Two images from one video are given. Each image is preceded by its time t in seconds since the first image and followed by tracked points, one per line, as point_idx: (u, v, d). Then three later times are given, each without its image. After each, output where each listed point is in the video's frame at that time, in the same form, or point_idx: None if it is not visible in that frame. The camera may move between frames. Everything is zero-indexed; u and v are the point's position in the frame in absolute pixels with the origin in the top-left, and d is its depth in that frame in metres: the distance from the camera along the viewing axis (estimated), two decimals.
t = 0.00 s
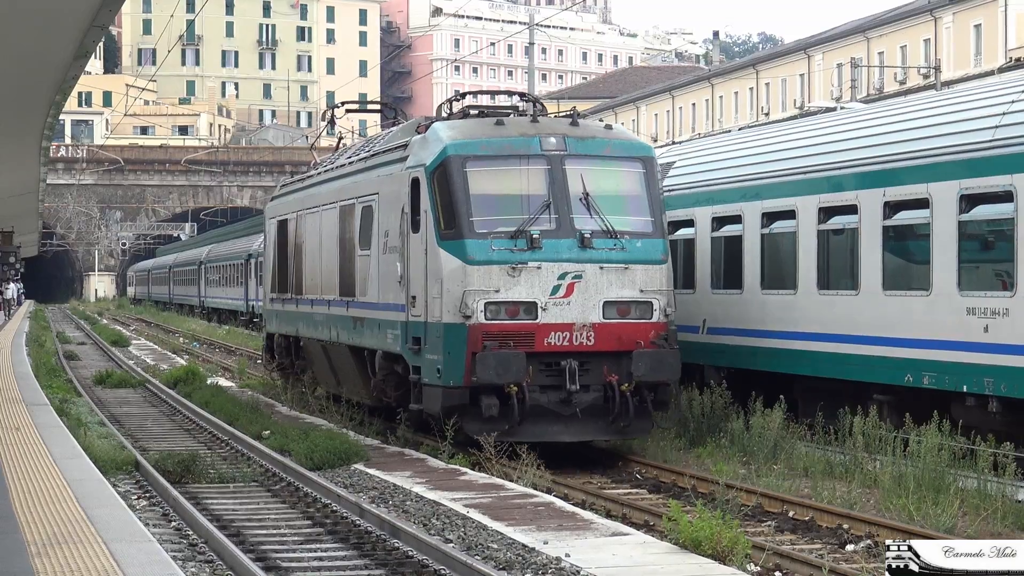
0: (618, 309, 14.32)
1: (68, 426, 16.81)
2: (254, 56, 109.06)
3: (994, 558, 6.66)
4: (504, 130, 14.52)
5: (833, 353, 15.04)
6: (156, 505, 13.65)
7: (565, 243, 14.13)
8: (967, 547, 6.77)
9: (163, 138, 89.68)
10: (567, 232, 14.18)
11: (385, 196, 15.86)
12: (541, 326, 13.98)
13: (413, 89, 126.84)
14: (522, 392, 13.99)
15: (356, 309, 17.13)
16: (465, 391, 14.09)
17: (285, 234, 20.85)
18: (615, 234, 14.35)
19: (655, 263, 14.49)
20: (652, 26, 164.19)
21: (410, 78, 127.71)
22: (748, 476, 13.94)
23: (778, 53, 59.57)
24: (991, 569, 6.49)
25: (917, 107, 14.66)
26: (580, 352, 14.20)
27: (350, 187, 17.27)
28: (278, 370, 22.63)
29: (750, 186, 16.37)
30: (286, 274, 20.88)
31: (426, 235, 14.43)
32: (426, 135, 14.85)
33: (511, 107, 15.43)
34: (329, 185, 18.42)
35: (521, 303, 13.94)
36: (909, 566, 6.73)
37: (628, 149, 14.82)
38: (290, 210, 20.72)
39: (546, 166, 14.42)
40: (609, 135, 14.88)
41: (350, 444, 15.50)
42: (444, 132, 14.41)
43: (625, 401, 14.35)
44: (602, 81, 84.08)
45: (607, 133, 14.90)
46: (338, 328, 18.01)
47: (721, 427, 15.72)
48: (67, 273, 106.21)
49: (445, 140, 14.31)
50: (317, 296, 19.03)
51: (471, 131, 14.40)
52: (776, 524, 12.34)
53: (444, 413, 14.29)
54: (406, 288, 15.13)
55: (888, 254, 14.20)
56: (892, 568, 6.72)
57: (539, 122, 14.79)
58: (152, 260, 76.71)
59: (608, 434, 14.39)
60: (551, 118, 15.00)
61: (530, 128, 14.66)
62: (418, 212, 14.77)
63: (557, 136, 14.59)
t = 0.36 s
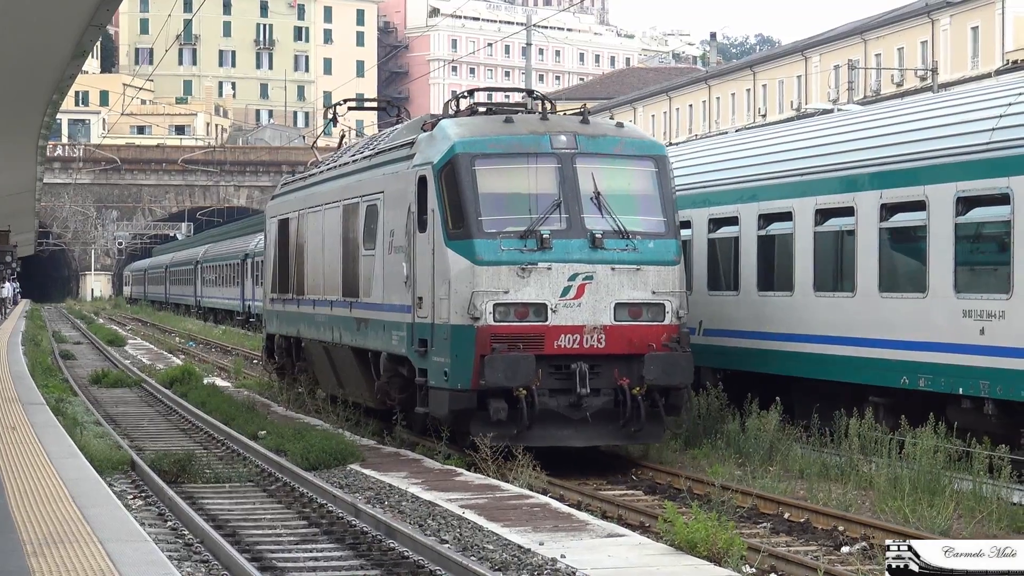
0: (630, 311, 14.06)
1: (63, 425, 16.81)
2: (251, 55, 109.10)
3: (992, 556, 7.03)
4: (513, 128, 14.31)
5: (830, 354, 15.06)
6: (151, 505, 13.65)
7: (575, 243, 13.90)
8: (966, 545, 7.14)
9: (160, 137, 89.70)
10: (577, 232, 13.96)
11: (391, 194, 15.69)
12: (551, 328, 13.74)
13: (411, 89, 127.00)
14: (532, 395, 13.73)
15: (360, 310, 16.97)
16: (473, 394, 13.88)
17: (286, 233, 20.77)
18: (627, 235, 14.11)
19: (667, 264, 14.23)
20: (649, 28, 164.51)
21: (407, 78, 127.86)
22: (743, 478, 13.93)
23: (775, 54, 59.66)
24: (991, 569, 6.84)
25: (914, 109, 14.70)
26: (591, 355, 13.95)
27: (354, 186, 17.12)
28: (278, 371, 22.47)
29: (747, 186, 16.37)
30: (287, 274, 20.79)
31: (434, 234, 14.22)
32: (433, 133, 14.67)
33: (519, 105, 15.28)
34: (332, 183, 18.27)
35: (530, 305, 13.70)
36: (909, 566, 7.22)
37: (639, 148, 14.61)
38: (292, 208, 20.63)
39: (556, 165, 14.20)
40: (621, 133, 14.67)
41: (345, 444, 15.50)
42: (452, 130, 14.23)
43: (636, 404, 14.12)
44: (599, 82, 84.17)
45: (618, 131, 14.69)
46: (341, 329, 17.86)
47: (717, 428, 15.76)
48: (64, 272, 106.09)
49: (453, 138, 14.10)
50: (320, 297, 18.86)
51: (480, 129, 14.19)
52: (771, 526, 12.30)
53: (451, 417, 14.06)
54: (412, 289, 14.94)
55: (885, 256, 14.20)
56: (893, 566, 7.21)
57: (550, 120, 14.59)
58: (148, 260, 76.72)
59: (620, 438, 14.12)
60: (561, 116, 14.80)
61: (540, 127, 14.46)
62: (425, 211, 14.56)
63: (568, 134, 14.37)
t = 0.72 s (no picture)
0: (638, 313, 13.98)
1: (56, 426, 16.82)
2: (244, 57, 108.94)
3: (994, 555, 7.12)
4: (519, 126, 14.20)
5: (821, 357, 15.09)
6: (143, 506, 13.66)
7: (582, 245, 13.80)
8: (966, 546, 7.19)
9: (152, 138, 89.58)
10: (584, 233, 13.86)
11: (392, 194, 15.60)
12: (557, 331, 13.63)
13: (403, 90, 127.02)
14: (537, 400, 13.60)
15: (359, 312, 16.90)
16: (478, 398, 13.76)
17: (283, 234, 20.75)
18: (635, 236, 14.02)
19: (675, 266, 14.15)
20: (642, 31, 164.59)
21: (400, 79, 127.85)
22: (735, 480, 13.97)
23: (768, 56, 59.70)
24: (991, 569, 6.92)
25: (904, 111, 14.76)
26: (598, 358, 13.85)
27: (354, 185, 17.07)
28: (276, 376, 22.39)
29: (738, 190, 16.39)
30: (283, 275, 20.77)
31: (436, 235, 14.12)
32: (436, 132, 14.55)
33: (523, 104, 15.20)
34: (332, 183, 18.21)
35: (536, 308, 13.59)
36: (909, 566, 7.28)
37: (647, 147, 14.52)
38: (289, 209, 20.59)
39: (563, 164, 14.10)
40: (628, 132, 14.57)
41: (337, 445, 15.54)
42: (456, 128, 14.09)
43: (643, 408, 14.04)
44: (592, 84, 84.19)
45: (626, 130, 14.60)
46: (340, 331, 17.80)
47: (708, 429, 15.78)
48: (57, 273, 105.79)
49: (458, 136, 13.97)
50: (319, 298, 18.79)
51: (485, 127, 14.06)
52: (762, 528, 12.34)
53: (455, 422, 13.93)
54: (414, 290, 14.82)
55: (877, 259, 14.22)
56: (893, 566, 7.27)
57: (556, 118, 14.49)
58: (140, 261, 76.54)
59: (626, 443, 14.08)
60: (567, 115, 14.71)
61: (546, 125, 14.35)
62: (428, 212, 14.46)
63: (574, 133, 14.28)
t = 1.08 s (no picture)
0: (645, 315, 13.70)
1: (46, 427, 16.81)
2: (233, 57, 109.02)
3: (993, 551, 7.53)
4: (522, 124, 13.96)
5: (811, 358, 15.13)
6: (133, 507, 13.65)
7: (588, 245, 13.52)
8: (968, 543, 7.62)
9: (143, 139, 89.57)
10: (590, 233, 13.58)
11: (392, 192, 15.42)
12: (563, 333, 13.35)
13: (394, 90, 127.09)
14: (543, 403, 13.33)
15: (357, 313, 16.78)
16: (481, 402, 13.48)
17: (278, 234, 20.71)
18: (642, 235, 13.77)
19: (683, 266, 13.90)
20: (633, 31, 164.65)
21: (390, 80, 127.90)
22: (725, 480, 14.00)
23: (757, 57, 59.76)
24: (993, 568, 7.31)
25: (895, 112, 14.78)
26: (604, 361, 13.57)
27: (353, 184, 16.96)
28: (268, 378, 22.33)
29: (729, 190, 16.43)
30: (279, 276, 20.73)
31: (438, 235, 13.87)
32: (438, 129, 14.27)
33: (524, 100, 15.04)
34: (330, 182, 18.10)
35: (541, 310, 13.30)
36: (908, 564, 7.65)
37: (653, 145, 14.28)
38: (285, 208, 20.54)
39: (568, 162, 13.85)
40: (634, 129, 14.33)
41: (327, 445, 15.53)
42: (458, 126, 13.84)
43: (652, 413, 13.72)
44: (582, 84, 84.20)
45: (632, 127, 14.36)
46: (338, 332, 17.68)
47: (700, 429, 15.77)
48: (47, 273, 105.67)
49: (461, 134, 13.71)
50: (316, 299, 18.69)
51: (488, 125, 13.81)
52: (753, 528, 12.34)
53: (458, 426, 13.62)
54: (414, 292, 14.59)
55: (868, 259, 14.23)
56: (894, 564, 7.61)
57: (560, 116, 14.25)
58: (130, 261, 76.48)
59: (633, 448, 13.71)
60: (570, 112, 14.47)
61: (550, 123, 14.10)
62: (429, 211, 14.23)
63: (579, 130, 14.03)
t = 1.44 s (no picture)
0: (651, 316, 13.44)
1: (33, 428, 16.78)
2: (222, 58, 109.15)
3: (992, 554, 7.56)
4: (523, 120, 13.67)
5: (798, 359, 15.14)
6: (121, 508, 13.61)
7: (593, 244, 13.26)
8: (967, 545, 7.64)
9: (132, 140, 89.62)
10: (595, 231, 13.32)
11: (389, 189, 15.30)
12: (566, 335, 13.10)
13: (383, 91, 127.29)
14: (547, 406, 13.01)
15: (353, 315, 16.74)
16: (482, 405, 13.22)
17: (271, 234, 20.67)
18: (647, 234, 13.52)
19: (690, 265, 13.65)
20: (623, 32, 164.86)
21: (379, 81, 128.09)
22: (713, 479, 14.00)
23: (744, 56, 59.88)
24: (992, 569, 7.34)
25: (880, 111, 14.82)
26: (609, 363, 13.32)
27: (349, 183, 16.91)
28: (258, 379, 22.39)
29: (717, 191, 16.46)
30: (272, 276, 20.70)
31: (437, 234, 13.64)
32: (437, 126, 14.02)
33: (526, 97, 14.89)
34: (325, 181, 18.05)
35: (544, 310, 13.04)
36: (908, 566, 7.61)
37: (657, 141, 14.02)
38: (277, 209, 20.51)
39: (571, 159, 13.59)
40: (639, 126, 14.06)
41: (314, 445, 15.53)
42: (459, 122, 13.53)
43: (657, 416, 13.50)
44: (570, 85, 84.31)
45: (636, 124, 14.08)
46: (334, 333, 17.61)
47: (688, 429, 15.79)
48: (35, 276, 105.69)
49: (461, 130, 13.42)
50: (311, 300, 18.64)
51: (489, 121, 13.53)
52: (740, 527, 12.31)
53: (458, 429, 13.37)
54: (413, 293, 14.37)
55: (857, 258, 14.23)
56: (893, 566, 7.59)
57: (562, 112, 13.97)
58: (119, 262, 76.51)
59: (638, 453, 13.53)
60: (573, 108, 14.18)
61: (552, 118, 13.82)
62: (428, 210, 14.00)
63: (582, 127, 13.77)
